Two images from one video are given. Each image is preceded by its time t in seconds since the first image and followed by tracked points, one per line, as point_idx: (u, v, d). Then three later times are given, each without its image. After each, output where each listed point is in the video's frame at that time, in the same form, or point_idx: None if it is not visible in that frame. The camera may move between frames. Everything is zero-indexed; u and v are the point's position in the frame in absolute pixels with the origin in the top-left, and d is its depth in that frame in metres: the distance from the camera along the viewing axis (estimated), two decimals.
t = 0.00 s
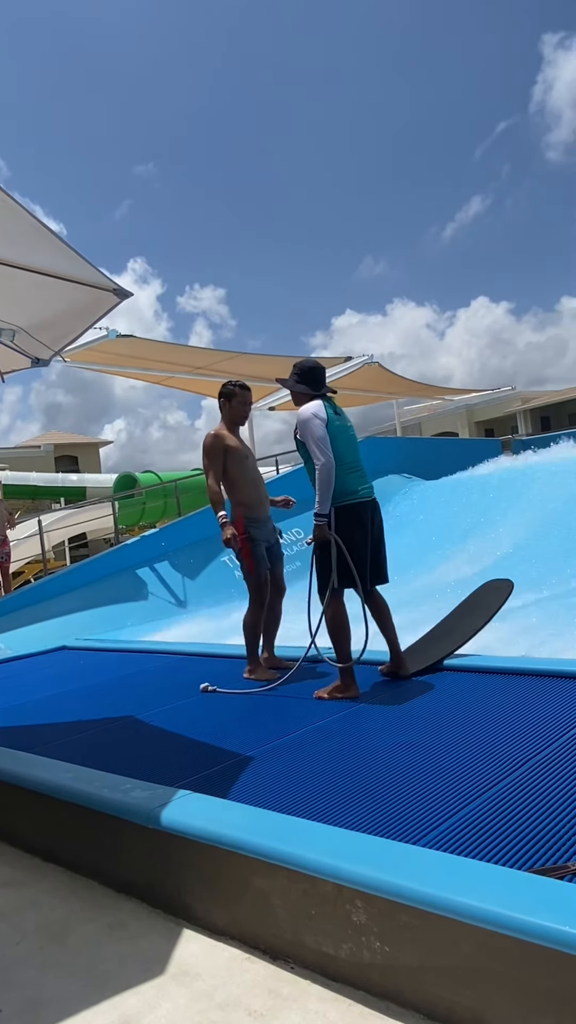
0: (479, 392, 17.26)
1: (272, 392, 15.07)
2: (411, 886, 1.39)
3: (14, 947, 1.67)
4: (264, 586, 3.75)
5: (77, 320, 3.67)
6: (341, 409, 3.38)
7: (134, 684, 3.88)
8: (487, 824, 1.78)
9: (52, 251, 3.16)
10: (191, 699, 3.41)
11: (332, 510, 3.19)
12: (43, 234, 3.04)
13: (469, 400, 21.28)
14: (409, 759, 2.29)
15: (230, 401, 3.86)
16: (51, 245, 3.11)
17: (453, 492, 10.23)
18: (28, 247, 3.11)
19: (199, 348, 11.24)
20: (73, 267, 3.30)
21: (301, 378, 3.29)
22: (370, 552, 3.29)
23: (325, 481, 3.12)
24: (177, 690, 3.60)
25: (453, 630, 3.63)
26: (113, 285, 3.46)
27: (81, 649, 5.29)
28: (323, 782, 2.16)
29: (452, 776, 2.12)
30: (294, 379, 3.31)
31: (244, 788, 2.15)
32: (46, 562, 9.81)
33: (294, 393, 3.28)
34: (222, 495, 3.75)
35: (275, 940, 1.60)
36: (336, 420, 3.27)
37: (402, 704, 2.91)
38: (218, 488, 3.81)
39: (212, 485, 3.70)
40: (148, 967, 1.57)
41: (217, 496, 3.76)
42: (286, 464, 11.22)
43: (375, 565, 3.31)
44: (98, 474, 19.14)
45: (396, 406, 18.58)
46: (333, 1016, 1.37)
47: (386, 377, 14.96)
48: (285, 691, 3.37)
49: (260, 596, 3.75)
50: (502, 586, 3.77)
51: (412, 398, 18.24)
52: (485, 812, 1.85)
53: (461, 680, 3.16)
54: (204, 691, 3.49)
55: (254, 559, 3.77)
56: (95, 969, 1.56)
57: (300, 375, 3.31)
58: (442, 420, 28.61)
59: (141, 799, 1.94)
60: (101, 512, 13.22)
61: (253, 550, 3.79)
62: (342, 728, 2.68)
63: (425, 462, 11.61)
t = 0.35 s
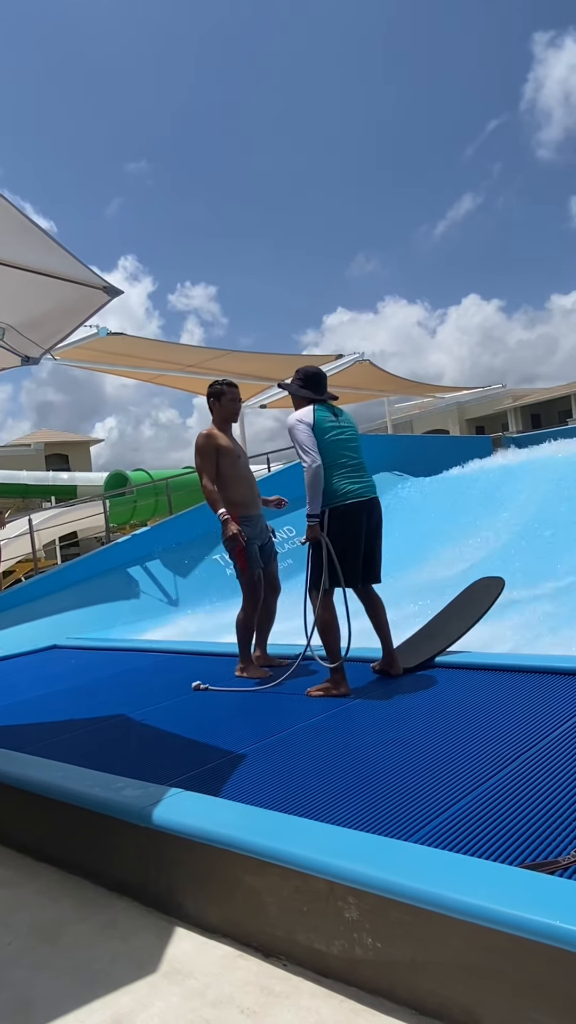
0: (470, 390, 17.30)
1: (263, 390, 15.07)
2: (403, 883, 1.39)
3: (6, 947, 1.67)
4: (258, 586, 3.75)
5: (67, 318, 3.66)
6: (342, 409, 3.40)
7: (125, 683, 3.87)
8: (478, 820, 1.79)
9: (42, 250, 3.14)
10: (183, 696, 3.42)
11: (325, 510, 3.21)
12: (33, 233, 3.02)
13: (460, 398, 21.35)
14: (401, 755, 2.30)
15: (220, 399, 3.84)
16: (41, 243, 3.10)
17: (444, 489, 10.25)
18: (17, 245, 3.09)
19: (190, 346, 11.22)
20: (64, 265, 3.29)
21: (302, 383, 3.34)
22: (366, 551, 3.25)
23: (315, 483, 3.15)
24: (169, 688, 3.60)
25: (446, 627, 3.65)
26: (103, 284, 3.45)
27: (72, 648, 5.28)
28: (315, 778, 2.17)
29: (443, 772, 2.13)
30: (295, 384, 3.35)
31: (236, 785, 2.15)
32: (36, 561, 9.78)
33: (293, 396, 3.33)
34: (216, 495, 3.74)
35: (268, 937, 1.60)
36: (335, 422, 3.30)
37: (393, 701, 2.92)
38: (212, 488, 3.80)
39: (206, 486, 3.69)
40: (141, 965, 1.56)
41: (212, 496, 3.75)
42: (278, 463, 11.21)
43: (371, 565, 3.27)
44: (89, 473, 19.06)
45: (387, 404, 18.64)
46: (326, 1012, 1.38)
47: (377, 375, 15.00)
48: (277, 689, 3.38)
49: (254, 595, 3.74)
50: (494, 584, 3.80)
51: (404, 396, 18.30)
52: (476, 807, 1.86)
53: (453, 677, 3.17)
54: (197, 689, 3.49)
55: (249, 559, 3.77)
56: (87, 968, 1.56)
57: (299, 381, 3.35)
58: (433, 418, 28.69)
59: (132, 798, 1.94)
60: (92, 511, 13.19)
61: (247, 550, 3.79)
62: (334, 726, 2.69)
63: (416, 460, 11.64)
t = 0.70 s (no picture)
0: (458, 387, 17.34)
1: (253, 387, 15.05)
2: (393, 877, 1.40)
3: None
4: (244, 582, 3.74)
5: (54, 314, 3.63)
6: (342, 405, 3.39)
7: (115, 680, 3.86)
8: (468, 814, 1.80)
9: (29, 245, 3.11)
10: (174, 694, 3.41)
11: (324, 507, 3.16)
12: (19, 227, 3.00)
13: (448, 396, 21.42)
14: (391, 751, 2.31)
15: (216, 394, 3.83)
16: (27, 238, 3.07)
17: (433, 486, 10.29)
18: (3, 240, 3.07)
19: (179, 342, 11.18)
20: (51, 261, 3.26)
21: (304, 369, 3.27)
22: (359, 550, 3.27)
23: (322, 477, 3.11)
24: (159, 686, 3.60)
25: (435, 623, 3.66)
26: (92, 279, 3.43)
27: (63, 646, 5.26)
28: (306, 775, 2.17)
29: (433, 767, 2.14)
30: (297, 371, 3.28)
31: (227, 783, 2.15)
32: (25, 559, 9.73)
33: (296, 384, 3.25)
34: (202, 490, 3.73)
35: (259, 934, 1.60)
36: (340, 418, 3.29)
37: (384, 697, 2.93)
38: (199, 483, 3.80)
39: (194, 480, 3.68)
40: (131, 963, 1.56)
41: (199, 491, 3.74)
42: (268, 460, 11.21)
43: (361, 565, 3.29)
44: (77, 471, 19.00)
45: (376, 401, 18.65)
46: (317, 1007, 1.38)
47: (367, 372, 15.03)
48: (268, 686, 3.38)
49: (239, 591, 3.74)
50: (482, 579, 3.81)
51: (393, 393, 18.32)
52: (466, 802, 1.87)
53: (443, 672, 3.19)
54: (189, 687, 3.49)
55: (235, 554, 3.77)
56: (77, 967, 1.56)
57: (302, 368, 3.27)
58: (422, 415, 28.76)
59: (122, 796, 1.94)
60: (81, 508, 13.13)
61: (233, 546, 3.79)
62: (325, 722, 2.69)
63: (405, 456, 11.67)
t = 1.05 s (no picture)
0: (447, 385, 17.40)
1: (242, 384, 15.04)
2: (385, 873, 1.40)
3: None
4: (235, 579, 3.74)
5: (42, 311, 3.61)
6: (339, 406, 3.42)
7: (105, 679, 3.85)
8: (458, 809, 1.81)
9: (17, 242, 3.09)
10: (165, 692, 3.40)
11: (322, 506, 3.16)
12: (7, 224, 2.98)
13: (438, 393, 21.48)
14: (381, 747, 2.32)
15: (205, 391, 3.83)
16: (15, 235, 3.05)
17: (423, 483, 10.33)
18: None
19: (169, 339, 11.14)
20: (40, 258, 3.25)
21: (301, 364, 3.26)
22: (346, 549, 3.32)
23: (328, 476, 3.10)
24: (150, 684, 3.59)
25: (424, 619, 3.67)
26: (81, 277, 3.41)
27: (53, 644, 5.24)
28: (296, 771, 2.18)
29: (422, 762, 2.16)
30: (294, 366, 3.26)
31: (218, 780, 2.15)
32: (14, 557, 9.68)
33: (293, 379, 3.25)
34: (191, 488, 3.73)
35: (251, 930, 1.61)
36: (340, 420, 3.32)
37: (374, 693, 2.94)
38: (188, 481, 3.80)
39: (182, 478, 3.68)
40: (123, 961, 1.56)
41: (187, 489, 3.75)
42: (257, 457, 11.21)
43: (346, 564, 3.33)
44: (67, 468, 18.92)
45: (366, 398, 18.69)
46: (308, 1003, 1.39)
47: (357, 369, 15.05)
48: (258, 683, 3.38)
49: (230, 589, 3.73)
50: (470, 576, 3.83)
51: (383, 390, 18.36)
52: (456, 797, 1.89)
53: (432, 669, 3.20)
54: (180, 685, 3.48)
55: (225, 552, 3.77)
56: (68, 965, 1.55)
57: (299, 364, 3.26)
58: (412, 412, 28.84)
59: (113, 793, 1.93)
60: (70, 506, 13.07)
61: (223, 543, 3.78)
62: (315, 719, 2.70)
63: (395, 453, 11.70)
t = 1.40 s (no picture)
0: (436, 382, 17.43)
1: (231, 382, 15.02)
2: (376, 870, 1.41)
3: None
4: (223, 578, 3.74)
5: (30, 308, 3.59)
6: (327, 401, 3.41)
7: (94, 678, 3.83)
8: (448, 805, 1.82)
9: (4, 238, 3.07)
10: (155, 691, 3.39)
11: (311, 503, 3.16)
12: None
13: (427, 391, 21.55)
14: (372, 744, 2.32)
15: (195, 388, 3.82)
16: (3, 232, 3.03)
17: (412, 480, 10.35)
18: None
19: (157, 336, 11.11)
20: (27, 255, 3.22)
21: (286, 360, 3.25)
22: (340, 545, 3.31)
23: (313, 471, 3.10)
24: (140, 683, 3.58)
25: (415, 616, 3.68)
26: (69, 274, 3.39)
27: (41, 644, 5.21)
28: (287, 769, 2.18)
29: (413, 759, 2.16)
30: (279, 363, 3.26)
31: (208, 778, 2.15)
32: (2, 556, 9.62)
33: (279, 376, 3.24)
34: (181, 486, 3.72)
35: (242, 928, 1.61)
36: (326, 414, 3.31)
37: (363, 691, 2.94)
38: (179, 479, 3.79)
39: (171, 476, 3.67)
40: (114, 960, 1.56)
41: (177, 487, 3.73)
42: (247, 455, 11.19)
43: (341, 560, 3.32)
44: (55, 466, 18.85)
45: (355, 396, 18.72)
46: (300, 999, 1.39)
47: (346, 367, 15.07)
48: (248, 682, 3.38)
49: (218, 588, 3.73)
50: (460, 573, 3.84)
51: (372, 388, 18.40)
52: (446, 793, 1.89)
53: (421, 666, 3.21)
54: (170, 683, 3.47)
55: (215, 550, 3.76)
56: (58, 965, 1.55)
57: (284, 361, 3.25)
58: (401, 409, 28.90)
59: (103, 793, 1.93)
60: (58, 504, 13.01)
61: (213, 541, 3.78)
62: (305, 716, 2.70)
63: (384, 451, 11.71)
